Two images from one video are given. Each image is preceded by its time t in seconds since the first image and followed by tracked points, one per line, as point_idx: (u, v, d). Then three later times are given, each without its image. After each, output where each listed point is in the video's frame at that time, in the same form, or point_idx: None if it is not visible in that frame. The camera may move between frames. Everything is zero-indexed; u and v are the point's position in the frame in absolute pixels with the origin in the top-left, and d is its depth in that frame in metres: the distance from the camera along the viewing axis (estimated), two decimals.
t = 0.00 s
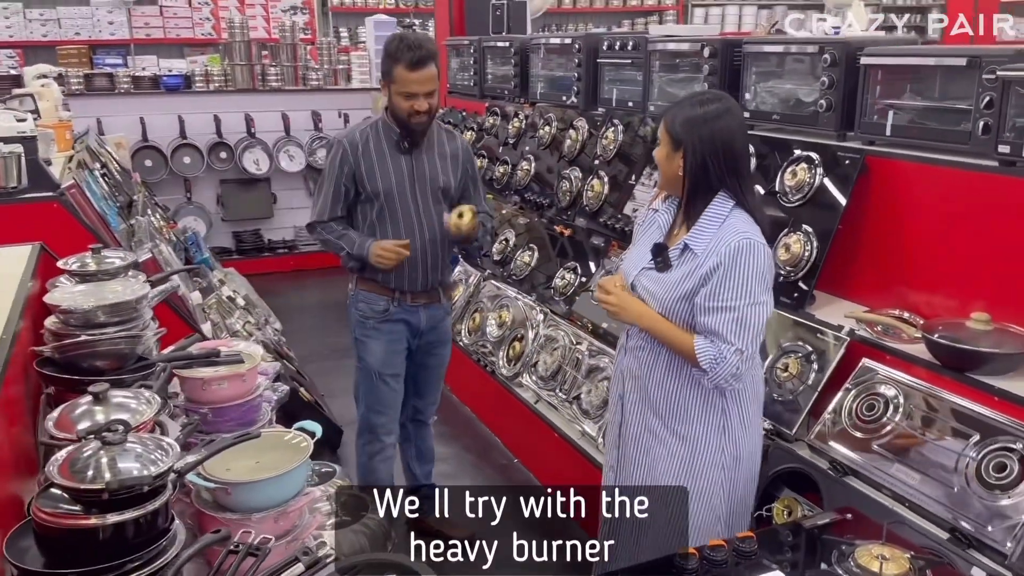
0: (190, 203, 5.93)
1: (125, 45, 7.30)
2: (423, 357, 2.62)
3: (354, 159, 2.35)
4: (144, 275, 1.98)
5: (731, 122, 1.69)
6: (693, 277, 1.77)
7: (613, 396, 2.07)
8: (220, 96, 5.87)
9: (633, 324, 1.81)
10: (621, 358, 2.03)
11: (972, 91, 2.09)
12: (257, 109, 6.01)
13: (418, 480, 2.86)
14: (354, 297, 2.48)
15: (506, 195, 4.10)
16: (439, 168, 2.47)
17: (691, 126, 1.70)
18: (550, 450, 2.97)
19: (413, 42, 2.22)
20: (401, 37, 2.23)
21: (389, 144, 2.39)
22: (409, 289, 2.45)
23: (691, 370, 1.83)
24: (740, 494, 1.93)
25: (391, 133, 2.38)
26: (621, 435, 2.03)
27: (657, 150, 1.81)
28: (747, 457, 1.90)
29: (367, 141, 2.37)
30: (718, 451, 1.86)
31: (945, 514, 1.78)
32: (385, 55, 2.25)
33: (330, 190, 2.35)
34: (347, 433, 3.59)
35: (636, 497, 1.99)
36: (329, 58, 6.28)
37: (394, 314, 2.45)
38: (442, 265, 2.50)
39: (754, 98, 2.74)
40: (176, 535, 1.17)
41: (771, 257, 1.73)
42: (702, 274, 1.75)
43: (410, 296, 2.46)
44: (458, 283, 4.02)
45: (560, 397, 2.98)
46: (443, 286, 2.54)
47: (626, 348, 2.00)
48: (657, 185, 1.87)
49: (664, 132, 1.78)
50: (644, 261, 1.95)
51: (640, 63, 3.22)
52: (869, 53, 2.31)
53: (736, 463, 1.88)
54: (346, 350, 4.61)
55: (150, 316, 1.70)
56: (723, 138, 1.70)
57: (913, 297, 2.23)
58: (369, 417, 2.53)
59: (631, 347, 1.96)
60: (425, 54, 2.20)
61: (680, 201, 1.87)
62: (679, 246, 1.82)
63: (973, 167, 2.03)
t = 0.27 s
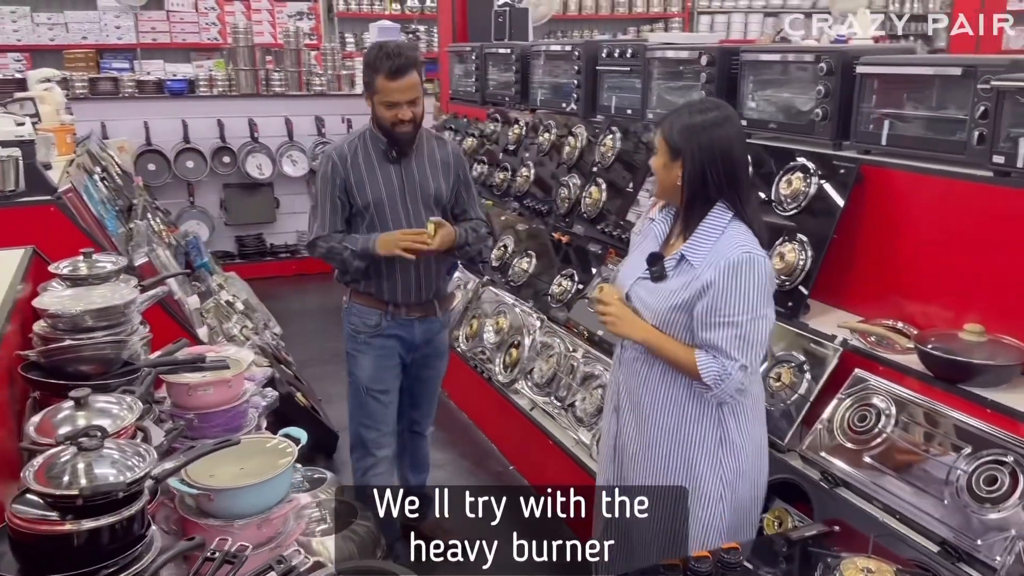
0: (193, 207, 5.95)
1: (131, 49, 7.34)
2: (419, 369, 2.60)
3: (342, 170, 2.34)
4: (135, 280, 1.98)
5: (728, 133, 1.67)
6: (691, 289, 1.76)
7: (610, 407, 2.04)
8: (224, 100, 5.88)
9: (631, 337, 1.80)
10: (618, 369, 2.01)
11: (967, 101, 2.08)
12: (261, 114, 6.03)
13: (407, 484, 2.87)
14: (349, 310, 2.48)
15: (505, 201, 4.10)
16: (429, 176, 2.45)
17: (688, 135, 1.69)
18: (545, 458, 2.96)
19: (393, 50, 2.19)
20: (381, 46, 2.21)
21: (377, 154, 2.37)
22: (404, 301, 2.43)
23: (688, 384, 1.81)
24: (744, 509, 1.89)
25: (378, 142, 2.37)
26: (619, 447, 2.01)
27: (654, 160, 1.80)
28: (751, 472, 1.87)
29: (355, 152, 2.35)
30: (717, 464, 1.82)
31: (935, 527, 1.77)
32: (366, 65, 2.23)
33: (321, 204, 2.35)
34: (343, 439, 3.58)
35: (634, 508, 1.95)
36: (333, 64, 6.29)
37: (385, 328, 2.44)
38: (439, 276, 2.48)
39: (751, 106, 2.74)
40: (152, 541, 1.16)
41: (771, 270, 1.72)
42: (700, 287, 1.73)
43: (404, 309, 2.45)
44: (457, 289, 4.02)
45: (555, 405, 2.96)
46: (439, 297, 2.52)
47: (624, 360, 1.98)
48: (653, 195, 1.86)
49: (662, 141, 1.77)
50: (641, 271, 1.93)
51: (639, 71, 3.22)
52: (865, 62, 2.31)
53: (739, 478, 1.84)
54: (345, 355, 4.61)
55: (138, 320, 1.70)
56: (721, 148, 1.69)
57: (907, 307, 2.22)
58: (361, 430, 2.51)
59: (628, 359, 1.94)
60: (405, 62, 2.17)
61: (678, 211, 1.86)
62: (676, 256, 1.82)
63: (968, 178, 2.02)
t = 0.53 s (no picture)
0: (193, 209, 5.96)
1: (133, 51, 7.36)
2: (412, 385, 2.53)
3: (317, 184, 2.25)
4: (125, 281, 1.98)
5: (727, 139, 1.67)
6: (685, 295, 1.75)
7: (599, 414, 2.02)
8: (225, 103, 5.90)
9: (627, 344, 1.77)
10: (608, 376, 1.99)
11: (958, 108, 2.08)
12: (261, 116, 6.04)
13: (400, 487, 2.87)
14: (331, 327, 2.41)
15: (503, 205, 4.09)
16: (405, 180, 2.38)
17: (688, 141, 1.68)
18: (537, 461, 2.95)
19: (363, 60, 2.10)
20: (349, 56, 2.11)
21: (349, 164, 2.29)
22: (390, 312, 2.36)
23: (681, 392, 1.80)
24: (738, 516, 1.87)
25: (349, 152, 2.29)
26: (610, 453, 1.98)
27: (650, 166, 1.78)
28: (744, 479, 1.85)
29: (326, 164, 2.27)
30: (711, 471, 1.81)
31: (922, 533, 1.77)
32: (334, 76, 2.13)
33: (299, 221, 2.25)
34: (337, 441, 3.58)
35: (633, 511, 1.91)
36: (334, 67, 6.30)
37: (371, 346, 2.37)
38: (427, 285, 2.42)
39: (745, 111, 2.74)
40: (129, 542, 1.17)
41: (767, 278, 1.71)
42: (695, 294, 1.72)
43: (390, 322, 2.37)
44: (453, 292, 4.02)
45: (549, 409, 2.96)
46: (426, 305, 2.45)
47: (614, 366, 1.96)
48: (648, 201, 1.84)
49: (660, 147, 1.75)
50: (634, 277, 1.92)
51: (635, 75, 3.22)
52: (857, 68, 2.31)
53: (733, 485, 1.83)
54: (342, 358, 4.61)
55: (125, 322, 1.70)
56: (721, 154, 1.69)
57: (897, 313, 2.21)
58: (345, 445, 2.45)
59: (619, 365, 1.92)
60: (378, 72, 2.08)
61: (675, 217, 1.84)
62: (670, 263, 1.80)
63: (959, 184, 2.02)
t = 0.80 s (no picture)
0: (190, 211, 5.97)
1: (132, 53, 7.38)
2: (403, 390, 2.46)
3: (299, 194, 2.17)
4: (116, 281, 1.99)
5: (727, 142, 1.68)
6: (683, 297, 1.74)
7: (594, 415, 2.00)
8: (223, 105, 5.91)
9: (624, 346, 1.76)
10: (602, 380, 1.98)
11: (949, 111, 2.09)
12: (259, 119, 6.05)
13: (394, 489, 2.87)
14: (316, 334, 2.33)
15: (499, 208, 4.09)
16: (386, 185, 2.32)
17: (689, 143, 1.68)
18: (530, 463, 2.95)
19: (342, 67, 2.02)
20: (327, 63, 2.03)
21: (329, 172, 2.22)
22: (376, 321, 2.29)
23: (676, 395, 1.79)
24: (731, 519, 1.87)
25: (329, 160, 2.22)
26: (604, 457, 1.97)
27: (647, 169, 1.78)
28: (738, 482, 1.85)
29: (307, 173, 2.19)
30: (706, 473, 1.80)
31: (909, 536, 1.77)
32: (312, 84, 2.05)
33: (285, 235, 2.15)
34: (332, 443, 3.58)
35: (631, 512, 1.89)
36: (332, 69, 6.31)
37: (356, 354, 2.30)
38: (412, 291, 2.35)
39: (738, 114, 2.75)
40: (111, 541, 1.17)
41: (765, 281, 1.71)
42: (693, 295, 1.72)
43: (376, 329, 2.30)
44: (448, 294, 4.02)
45: (543, 412, 2.96)
46: (412, 311, 2.38)
47: (607, 369, 1.95)
48: (645, 204, 1.84)
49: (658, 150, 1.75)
50: (630, 279, 1.92)
51: (630, 78, 3.23)
52: (849, 72, 2.32)
53: (728, 487, 1.82)
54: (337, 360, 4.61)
55: (115, 322, 1.71)
56: (721, 156, 1.69)
57: (888, 316, 2.22)
58: (335, 452, 2.40)
59: (613, 368, 1.91)
60: (360, 80, 2.01)
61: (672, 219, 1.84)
62: (667, 265, 1.80)
63: (949, 187, 2.02)
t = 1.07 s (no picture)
0: (186, 212, 5.97)
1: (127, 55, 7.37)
2: (401, 396, 2.35)
3: (298, 192, 2.11)
4: (110, 281, 1.99)
5: (726, 142, 1.70)
6: (682, 295, 1.76)
7: (590, 413, 2.01)
8: (218, 106, 5.91)
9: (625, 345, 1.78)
10: (597, 377, 1.99)
11: (939, 110, 2.10)
12: (255, 120, 6.05)
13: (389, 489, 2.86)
14: (312, 337, 2.24)
15: (494, 208, 4.09)
16: (388, 186, 2.26)
17: (689, 143, 1.70)
18: (525, 463, 2.96)
19: (339, 65, 2.00)
20: (324, 61, 2.01)
21: (328, 172, 2.16)
22: (375, 325, 2.19)
23: (675, 392, 1.80)
24: (729, 514, 1.89)
25: (328, 160, 2.16)
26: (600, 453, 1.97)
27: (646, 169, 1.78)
28: (735, 478, 1.87)
29: (306, 172, 2.14)
30: (705, 470, 1.81)
31: (900, 532, 1.78)
32: (308, 83, 2.02)
33: (287, 233, 2.10)
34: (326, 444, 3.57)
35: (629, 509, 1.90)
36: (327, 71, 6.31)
37: (352, 358, 2.20)
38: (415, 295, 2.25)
39: (732, 115, 2.76)
40: (105, 537, 1.17)
41: (763, 280, 1.73)
42: (693, 294, 1.73)
43: (374, 334, 2.20)
44: (444, 295, 4.02)
45: (538, 411, 2.96)
46: (413, 317, 2.27)
47: (604, 366, 1.95)
48: (643, 203, 1.85)
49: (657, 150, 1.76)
50: (627, 278, 1.93)
51: (624, 79, 3.24)
52: (841, 71, 2.33)
53: (725, 484, 1.84)
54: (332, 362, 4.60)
55: (108, 320, 1.71)
56: (720, 156, 1.71)
57: (879, 314, 2.23)
58: (330, 456, 2.30)
59: (609, 366, 1.92)
60: (357, 76, 1.99)
61: (671, 218, 1.85)
62: (666, 263, 1.81)
63: (941, 186, 2.03)
